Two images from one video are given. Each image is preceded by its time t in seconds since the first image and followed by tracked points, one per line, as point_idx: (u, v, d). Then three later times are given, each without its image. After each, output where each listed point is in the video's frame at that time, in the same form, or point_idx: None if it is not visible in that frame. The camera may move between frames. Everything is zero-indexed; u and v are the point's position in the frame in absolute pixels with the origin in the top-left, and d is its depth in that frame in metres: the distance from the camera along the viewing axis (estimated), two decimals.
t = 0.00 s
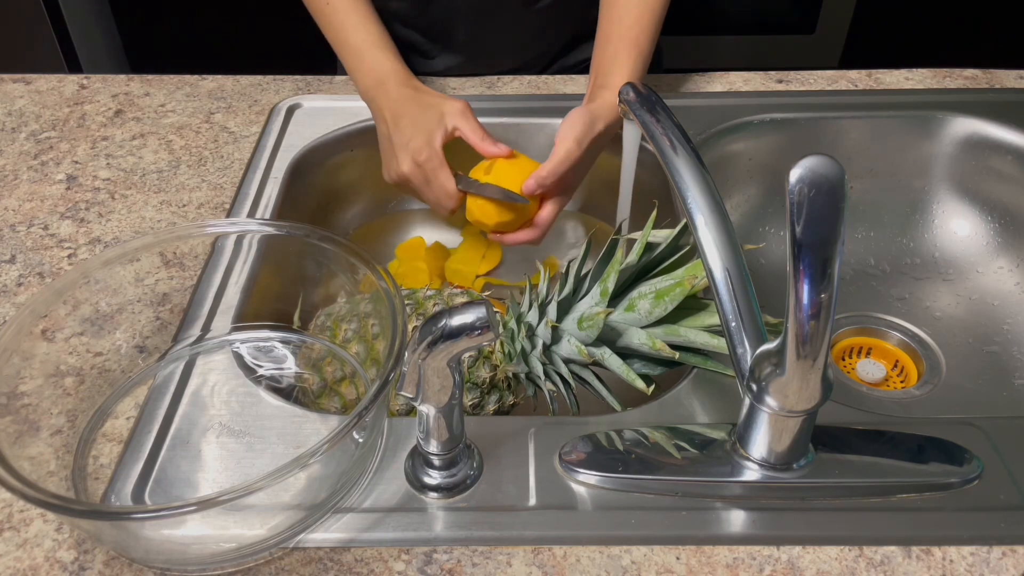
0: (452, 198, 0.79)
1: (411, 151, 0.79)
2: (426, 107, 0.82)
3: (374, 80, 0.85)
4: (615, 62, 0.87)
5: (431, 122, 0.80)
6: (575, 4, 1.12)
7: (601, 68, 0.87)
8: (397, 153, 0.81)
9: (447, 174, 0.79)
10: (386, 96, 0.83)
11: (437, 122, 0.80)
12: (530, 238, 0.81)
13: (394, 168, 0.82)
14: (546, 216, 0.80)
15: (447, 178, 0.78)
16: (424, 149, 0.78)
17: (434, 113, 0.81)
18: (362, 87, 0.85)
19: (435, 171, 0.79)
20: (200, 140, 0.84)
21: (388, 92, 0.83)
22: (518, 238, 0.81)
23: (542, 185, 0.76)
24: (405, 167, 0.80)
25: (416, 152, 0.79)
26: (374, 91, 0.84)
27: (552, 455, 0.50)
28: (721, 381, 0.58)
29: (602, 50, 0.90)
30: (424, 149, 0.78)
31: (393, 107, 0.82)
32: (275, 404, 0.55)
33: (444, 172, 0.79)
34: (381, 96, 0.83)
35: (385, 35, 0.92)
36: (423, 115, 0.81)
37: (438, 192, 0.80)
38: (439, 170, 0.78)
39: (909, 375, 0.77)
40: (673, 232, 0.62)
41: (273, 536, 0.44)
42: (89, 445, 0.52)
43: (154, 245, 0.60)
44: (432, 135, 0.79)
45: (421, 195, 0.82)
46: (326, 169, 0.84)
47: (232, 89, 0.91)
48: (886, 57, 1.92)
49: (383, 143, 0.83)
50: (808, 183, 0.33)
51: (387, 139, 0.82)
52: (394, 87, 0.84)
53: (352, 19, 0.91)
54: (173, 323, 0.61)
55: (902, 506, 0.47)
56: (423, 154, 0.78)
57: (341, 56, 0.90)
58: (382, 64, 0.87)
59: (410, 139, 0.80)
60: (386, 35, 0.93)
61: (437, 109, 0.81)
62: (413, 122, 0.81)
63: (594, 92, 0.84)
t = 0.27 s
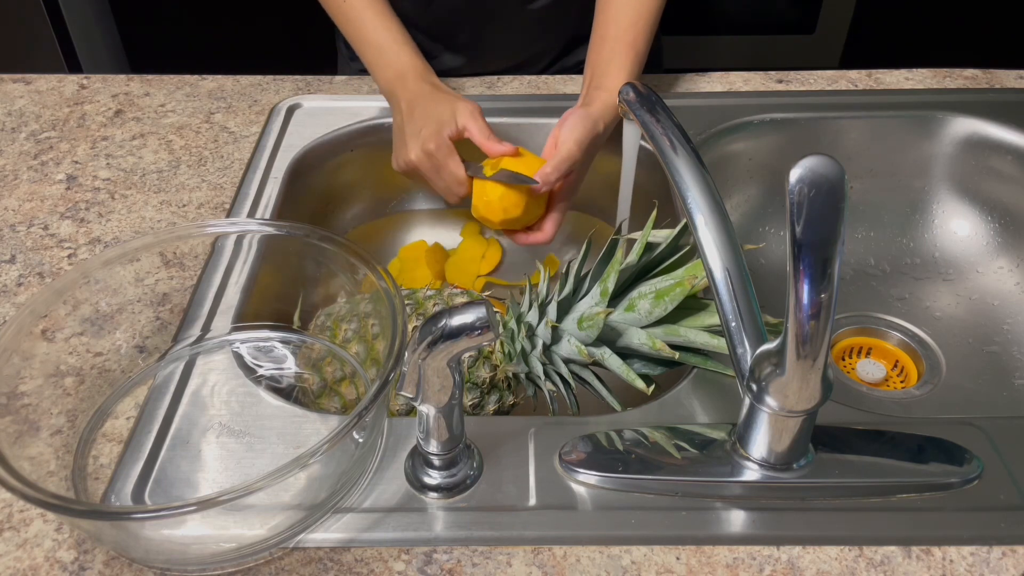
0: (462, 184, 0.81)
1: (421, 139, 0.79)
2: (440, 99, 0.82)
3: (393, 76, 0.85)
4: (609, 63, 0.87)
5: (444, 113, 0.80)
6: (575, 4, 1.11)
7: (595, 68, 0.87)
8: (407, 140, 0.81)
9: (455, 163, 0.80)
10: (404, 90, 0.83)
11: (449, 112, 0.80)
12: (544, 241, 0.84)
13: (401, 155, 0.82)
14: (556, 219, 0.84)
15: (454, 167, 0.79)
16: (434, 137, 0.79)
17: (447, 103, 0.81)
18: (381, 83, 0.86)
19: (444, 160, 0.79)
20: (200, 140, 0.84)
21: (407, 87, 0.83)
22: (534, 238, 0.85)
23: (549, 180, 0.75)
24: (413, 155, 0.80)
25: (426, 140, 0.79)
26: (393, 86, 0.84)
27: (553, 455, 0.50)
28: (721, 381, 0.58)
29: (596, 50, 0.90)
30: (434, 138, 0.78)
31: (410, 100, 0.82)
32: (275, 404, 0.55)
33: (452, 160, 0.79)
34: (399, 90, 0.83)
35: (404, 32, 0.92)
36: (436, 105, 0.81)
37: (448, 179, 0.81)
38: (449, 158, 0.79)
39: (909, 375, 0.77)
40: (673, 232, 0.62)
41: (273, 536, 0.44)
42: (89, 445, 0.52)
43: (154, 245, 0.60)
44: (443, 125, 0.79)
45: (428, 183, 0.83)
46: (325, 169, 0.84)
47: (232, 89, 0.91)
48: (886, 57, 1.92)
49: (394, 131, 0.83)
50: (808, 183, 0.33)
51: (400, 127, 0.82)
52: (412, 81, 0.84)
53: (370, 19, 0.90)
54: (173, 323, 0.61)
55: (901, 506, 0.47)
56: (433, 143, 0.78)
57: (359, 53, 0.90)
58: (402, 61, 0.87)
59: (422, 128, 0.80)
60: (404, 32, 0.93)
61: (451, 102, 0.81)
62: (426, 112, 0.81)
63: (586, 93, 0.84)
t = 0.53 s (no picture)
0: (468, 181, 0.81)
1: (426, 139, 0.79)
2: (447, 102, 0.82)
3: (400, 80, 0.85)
4: (599, 60, 0.87)
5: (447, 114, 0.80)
6: (575, 4, 1.11)
7: (586, 64, 0.87)
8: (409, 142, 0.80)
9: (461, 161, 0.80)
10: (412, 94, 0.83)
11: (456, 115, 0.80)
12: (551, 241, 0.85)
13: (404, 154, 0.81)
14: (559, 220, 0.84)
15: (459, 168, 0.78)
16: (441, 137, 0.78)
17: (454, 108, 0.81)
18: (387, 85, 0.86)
19: (449, 161, 0.79)
20: (200, 140, 0.84)
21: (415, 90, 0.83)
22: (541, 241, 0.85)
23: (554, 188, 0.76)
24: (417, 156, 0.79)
25: (429, 142, 0.78)
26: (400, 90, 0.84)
27: (553, 455, 0.50)
28: (721, 381, 0.58)
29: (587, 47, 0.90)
30: (438, 139, 0.78)
31: (416, 101, 0.82)
32: (275, 404, 0.55)
33: (457, 160, 0.80)
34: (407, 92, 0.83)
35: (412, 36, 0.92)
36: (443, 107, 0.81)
37: (453, 178, 0.81)
38: (454, 159, 0.79)
39: (909, 375, 0.77)
40: (673, 232, 0.62)
41: (273, 536, 0.44)
42: (89, 445, 0.52)
43: (154, 245, 0.60)
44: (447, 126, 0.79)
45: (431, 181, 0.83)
46: (325, 169, 0.84)
47: (232, 89, 0.91)
48: (886, 57, 1.92)
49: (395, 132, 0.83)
50: (808, 183, 0.33)
51: (402, 127, 0.82)
52: (420, 85, 0.84)
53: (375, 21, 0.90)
54: (173, 323, 0.61)
55: (901, 506, 0.47)
56: (437, 144, 0.78)
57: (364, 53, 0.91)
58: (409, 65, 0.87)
59: (425, 128, 0.79)
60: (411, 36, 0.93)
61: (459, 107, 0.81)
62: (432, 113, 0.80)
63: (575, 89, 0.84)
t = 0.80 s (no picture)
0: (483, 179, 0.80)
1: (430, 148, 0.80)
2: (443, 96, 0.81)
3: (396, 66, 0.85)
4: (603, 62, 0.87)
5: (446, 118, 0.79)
6: (575, 4, 1.12)
7: (589, 66, 0.87)
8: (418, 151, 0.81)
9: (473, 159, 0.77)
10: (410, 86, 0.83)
11: (448, 110, 0.79)
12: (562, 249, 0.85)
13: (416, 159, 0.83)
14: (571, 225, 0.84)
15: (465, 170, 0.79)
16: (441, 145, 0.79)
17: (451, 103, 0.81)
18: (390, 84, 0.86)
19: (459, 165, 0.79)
20: (200, 140, 0.84)
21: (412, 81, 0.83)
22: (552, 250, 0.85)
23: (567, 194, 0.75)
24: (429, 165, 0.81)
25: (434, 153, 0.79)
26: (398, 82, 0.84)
27: (553, 455, 0.50)
28: (721, 381, 0.58)
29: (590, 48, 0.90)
30: (440, 148, 0.78)
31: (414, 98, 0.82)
32: (275, 404, 0.55)
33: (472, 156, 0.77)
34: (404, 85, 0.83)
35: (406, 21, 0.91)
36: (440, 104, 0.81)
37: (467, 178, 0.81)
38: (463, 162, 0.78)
39: (909, 375, 0.77)
40: (673, 232, 0.62)
41: (273, 536, 0.44)
42: (89, 445, 0.52)
43: (154, 245, 0.60)
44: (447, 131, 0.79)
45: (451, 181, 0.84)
46: (325, 170, 0.84)
47: (232, 89, 0.91)
48: (886, 57, 1.92)
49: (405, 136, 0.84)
50: (808, 183, 0.33)
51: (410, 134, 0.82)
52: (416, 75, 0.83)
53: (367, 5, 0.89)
54: (173, 323, 0.61)
55: (901, 506, 0.47)
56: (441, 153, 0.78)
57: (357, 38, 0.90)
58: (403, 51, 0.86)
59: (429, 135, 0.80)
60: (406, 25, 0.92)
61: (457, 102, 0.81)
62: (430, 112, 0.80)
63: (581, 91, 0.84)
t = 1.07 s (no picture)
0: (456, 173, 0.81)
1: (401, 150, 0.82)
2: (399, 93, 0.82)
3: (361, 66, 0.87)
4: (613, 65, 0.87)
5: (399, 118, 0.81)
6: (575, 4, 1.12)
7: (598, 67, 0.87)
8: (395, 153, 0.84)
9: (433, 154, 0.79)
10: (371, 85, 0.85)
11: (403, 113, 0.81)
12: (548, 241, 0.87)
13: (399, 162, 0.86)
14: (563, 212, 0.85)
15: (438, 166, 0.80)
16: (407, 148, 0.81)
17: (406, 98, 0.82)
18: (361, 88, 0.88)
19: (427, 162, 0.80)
20: (200, 140, 0.84)
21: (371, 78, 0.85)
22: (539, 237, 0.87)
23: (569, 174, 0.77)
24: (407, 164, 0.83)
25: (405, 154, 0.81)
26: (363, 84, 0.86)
27: (553, 455, 0.50)
28: (721, 381, 0.58)
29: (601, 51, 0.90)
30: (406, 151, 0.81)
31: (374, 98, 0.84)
32: (275, 404, 0.55)
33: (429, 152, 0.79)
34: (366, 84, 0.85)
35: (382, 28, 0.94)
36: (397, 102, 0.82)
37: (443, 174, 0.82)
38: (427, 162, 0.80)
39: (909, 375, 0.77)
40: (673, 232, 0.62)
41: (273, 536, 0.44)
42: (89, 445, 0.52)
43: (154, 245, 0.60)
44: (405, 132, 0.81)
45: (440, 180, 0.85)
46: (326, 169, 0.84)
47: (232, 89, 0.91)
48: (886, 57, 1.92)
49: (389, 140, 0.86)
50: (808, 183, 0.33)
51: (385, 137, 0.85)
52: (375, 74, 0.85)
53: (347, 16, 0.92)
54: (173, 323, 0.61)
55: (901, 506, 0.47)
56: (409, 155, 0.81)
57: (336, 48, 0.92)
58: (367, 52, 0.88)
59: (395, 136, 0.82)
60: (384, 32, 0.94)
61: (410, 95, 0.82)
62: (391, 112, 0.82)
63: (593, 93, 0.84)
